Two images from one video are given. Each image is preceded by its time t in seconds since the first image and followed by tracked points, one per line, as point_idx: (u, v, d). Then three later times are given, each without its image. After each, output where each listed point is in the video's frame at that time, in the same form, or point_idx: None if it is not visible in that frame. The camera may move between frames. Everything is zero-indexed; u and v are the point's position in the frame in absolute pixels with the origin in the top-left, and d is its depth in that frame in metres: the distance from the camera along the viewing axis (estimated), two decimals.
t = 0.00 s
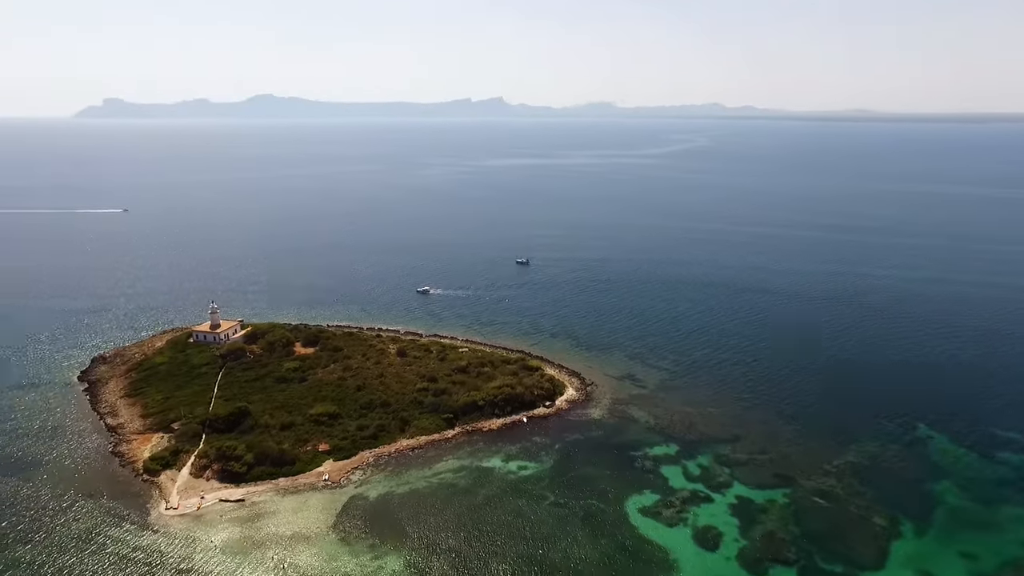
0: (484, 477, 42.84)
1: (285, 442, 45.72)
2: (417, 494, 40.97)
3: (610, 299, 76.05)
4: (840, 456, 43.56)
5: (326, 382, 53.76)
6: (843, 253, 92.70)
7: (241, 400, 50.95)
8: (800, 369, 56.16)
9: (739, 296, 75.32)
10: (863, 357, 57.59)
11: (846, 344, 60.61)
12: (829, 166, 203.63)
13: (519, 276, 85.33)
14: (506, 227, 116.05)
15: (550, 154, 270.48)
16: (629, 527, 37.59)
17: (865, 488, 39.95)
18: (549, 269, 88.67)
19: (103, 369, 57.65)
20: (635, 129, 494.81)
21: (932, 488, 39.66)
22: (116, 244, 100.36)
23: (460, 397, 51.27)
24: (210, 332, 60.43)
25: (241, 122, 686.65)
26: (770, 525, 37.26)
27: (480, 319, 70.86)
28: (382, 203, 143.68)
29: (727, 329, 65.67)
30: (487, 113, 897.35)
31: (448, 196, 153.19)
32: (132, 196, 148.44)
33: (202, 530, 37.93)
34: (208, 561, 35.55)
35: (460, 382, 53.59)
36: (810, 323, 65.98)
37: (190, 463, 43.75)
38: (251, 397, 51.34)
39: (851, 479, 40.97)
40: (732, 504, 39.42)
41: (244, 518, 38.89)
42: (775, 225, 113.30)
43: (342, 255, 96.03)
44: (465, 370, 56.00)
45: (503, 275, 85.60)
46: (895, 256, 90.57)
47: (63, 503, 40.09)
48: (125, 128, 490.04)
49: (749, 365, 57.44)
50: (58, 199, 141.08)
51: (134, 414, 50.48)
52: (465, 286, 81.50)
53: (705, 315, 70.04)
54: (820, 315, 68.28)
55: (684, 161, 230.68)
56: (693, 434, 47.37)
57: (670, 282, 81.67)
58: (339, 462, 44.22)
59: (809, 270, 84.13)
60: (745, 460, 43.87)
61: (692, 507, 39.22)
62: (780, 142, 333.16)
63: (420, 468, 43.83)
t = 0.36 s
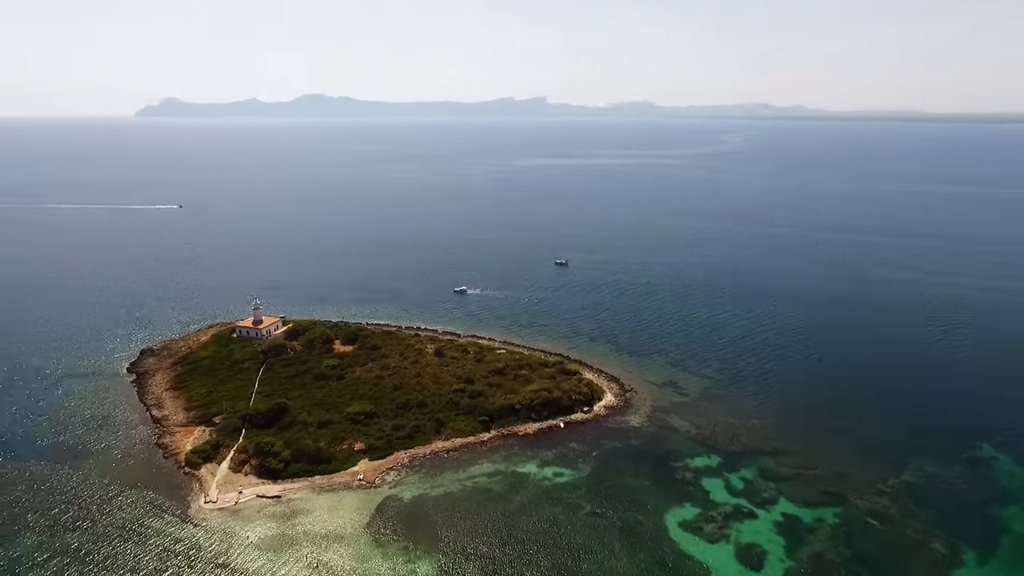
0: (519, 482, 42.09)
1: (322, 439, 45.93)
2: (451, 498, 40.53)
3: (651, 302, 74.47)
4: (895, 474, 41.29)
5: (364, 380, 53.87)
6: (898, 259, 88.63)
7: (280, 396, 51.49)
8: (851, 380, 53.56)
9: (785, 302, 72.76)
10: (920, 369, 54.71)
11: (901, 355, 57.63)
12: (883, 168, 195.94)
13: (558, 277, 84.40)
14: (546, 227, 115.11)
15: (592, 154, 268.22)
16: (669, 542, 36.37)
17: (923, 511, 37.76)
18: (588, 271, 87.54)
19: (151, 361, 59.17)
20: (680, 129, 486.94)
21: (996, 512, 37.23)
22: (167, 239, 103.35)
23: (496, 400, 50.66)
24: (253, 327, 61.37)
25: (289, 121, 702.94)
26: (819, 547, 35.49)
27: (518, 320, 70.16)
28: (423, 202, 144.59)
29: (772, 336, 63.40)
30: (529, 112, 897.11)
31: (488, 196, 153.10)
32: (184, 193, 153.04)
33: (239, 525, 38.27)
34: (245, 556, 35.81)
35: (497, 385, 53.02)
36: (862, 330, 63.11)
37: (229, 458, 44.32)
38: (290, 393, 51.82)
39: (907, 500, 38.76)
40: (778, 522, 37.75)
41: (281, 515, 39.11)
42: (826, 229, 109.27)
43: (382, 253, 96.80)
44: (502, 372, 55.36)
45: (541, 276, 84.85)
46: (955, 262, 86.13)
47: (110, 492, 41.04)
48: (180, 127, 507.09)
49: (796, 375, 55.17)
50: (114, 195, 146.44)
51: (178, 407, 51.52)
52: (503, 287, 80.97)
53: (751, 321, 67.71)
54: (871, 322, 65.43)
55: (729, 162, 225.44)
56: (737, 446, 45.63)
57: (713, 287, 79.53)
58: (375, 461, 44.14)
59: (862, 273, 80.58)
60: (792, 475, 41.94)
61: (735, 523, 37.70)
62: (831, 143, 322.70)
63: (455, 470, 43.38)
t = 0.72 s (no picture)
0: (550, 489, 41.23)
1: (353, 439, 45.91)
2: (481, 503, 39.94)
3: (689, 307, 72.72)
4: (949, 495, 39.05)
5: (397, 380, 53.76)
6: (953, 266, 84.57)
7: (314, 394, 51.77)
8: (901, 393, 50.95)
9: (830, 309, 70.16)
10: (975, 383, 51.96)
11: (955, 368, 54.78)
12: (936, 171, 188.42)
13: (594, 279, 83.19)
14: (583, 228, 113.77)
15: (631, 155, 265.48)
16: (704, 558, 35.06)
17: (979, 536, 35.59)
18: (625, 273, 86.07)
19: (191, 356, 60.32)
20: (721, 129, 477.50)
21: None
22: (209, 236, 105.73)
23: (529, 403, 49.88)
24: (290, 324, 61.99)
25: (331, 120, 715.53)
26: (865, 571, 33.71)
27: (553, 323, 69.29)
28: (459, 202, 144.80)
29: (816, 345, 61.07)
30: (568, 112, 892.41)
31: (525, 196, 152.45)
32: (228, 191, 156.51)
33: (270, 523, 38.42)
34: (274, 555, 35.86)
35: (529, 388, 52.22)
36: (912, 341, 60.37)
37: (263, 454, 44.67)
38: (324, 391, 52.05)
39: (962, 523, 36.60)
40: (821, 541, 36.02)
41: (311, 514, 39.15)
42: (874, 234, 105.11)
43: (417, 252, 97.10)
44: (536, 375, 54.53)
45: (576, 278, 83.79)
46: (1014, 270, 81.74)
47: (147, 485, 41.74)
48: (226, 127, 520.48)
49: (841, 386, 52.91)
50: (162, 192, 150.71)
51: (215, 402, 52.28)
52: (538, 288, 80.17)
53: (794, 328, 65.40)
54: (922, 331, 62.59)
55: (772, 164, 220.03)
56: (778, 459, 43.88)
57: (754, 291, 77.23)
58: (405, 463, 43.88)
59: (912, 282, 77.32)
60: (837, 492, 40.05)
61: (775, 541, 36.13)
62: (879, 143, 313.13)
63: (485, 475, 42.77)
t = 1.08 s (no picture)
0: (569, 497, 40.33)
1: (371, 441, 45.53)
2: (498, 509, 39.23)
3: (713, 310, 71.25)
4: (987, 512, 37.39)
5: (415, 382, 53.30)
6: (988, 270, 81.84)
7: (332, 395, 51.53)
8: (933, 404, 49.14)
9: (860, 314, 68.18)
10: (1013, 394, 49.98)
11: (991, 377, 52.76)
12: (970, 172, 183.42)
13: (616, 281, 82.00)
14: (605, 229, 112.44)
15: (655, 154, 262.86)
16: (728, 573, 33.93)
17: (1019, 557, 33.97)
18: (648, 275, 84.74)
19: (212, 354, 60.58)
20: (747, 129, 470.96)
21: None
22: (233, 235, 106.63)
23: (548, 408, 49.03)
24: (309, 324, 61.92)
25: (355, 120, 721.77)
26: None
27: (573, 325, 68.35)
28: (481, 202, 144.34)
29: (846, 351, 59.30)
30: (591, 112, 887.57)
31: (547, 196, 151.37)
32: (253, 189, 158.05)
33: (286, 525, 38.15)
34: (289, 558, 35.54)
35: (549, 392, 51.35)
36: (945, 348, 58.35)
37: (280, 455, 44.48)
38: (342, 392, 51.80)
39: (1000, 542, 34.99)
40: (852, 558, 34.64)
41: (327, 517, 38.82)
42: (905, 236, 102.36)
43: (438, 252, 96.83)
44: (556, 379, 53.64)
45: (598, 279, 82.72)
46: None
47: (165, 484, 41.75)
48: (253, 127, 526.58)
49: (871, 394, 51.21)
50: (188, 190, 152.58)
51: (235, 401, 52.33)
52: (559, 289, 79.23)
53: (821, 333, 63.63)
54: (956, 339, 60.53)
55: (799, 164, 216.18)
56: (806, 469, 42.46)
57: (780, 295, 75.44)
58: (422, 466, 43.36)
59: (944, 287, 74.99)
60: (868, 506, 38.54)
61: (803, 557, 34.84)
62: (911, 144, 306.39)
63: (503, 480, 42.05)
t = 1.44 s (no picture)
0: (590, 506, 39.39)
1: (390, 444, 45.10)
2: (517, 516, 38.48)
3: (739, 314, 69.66)
4: None
5: (436, 384, 52.80)
6: None
7: (353, 395, 51.27)
8: (970, 416, 47.19)
9: (892, 320, 66.05)
10: None
11: None
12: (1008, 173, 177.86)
13: (639, 283, 80.69)
14: (629, 230, 110.94)
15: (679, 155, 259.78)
16: None
17: None
18: (672, 277, 83.25)
19: (235, 352, 60.82)
20: (774, 129, 463.28)
21: None
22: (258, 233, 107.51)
23: (570, 412, 48.15)
24: (331, 324, 61.83)
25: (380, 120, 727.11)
26: None
27: (596, 327, 67.30)
28: (504, 202, 143.71)
29: (877, 359, 57.36)
30: (615, 112, 882.07)
31: (570, 196, 150.15)
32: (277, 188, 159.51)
33: (304, 528, 37.85)
34: (306, 562, 35.20)
35: (571, 397, 50.43)
36: (983, 358, 56.13)
37: (299, 456, 44.29)
38: (363, 393, 51.51)
39: None
40: None
41: (345, 520, 38.45)
42: (938, 239, 99.34)
43: (460, 252, 96.43)
44: (578, 383, 52.69)
45: (621, 281, 81.53)
46: None
47: (186, 483, 41.77)
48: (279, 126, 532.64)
49: (905, 404, 49.36)
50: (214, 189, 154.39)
51: (256, 400, 52.37)
52: (581, 291, 78.19)
53: (852, 340, 61.73)
54: (993, 347, 58.28)
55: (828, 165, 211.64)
56: (837, 482, 40.94)
57: (809, 300, 73.47)
58: (441, 470, 42.80)
59: (980, 293, 72.39)
60: (903, 522, 36.96)
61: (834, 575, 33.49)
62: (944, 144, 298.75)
63: (523, 487, 41.28)
